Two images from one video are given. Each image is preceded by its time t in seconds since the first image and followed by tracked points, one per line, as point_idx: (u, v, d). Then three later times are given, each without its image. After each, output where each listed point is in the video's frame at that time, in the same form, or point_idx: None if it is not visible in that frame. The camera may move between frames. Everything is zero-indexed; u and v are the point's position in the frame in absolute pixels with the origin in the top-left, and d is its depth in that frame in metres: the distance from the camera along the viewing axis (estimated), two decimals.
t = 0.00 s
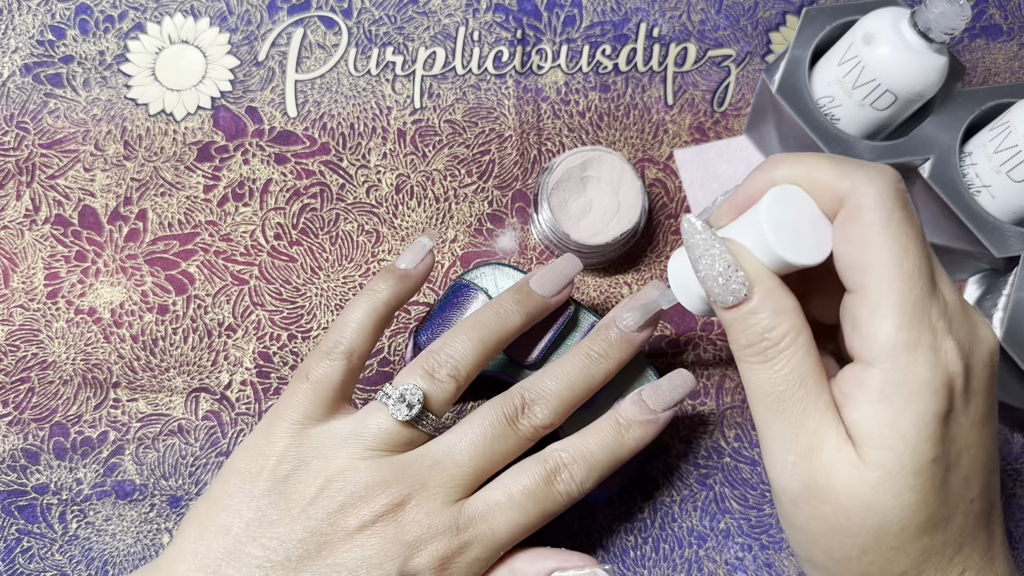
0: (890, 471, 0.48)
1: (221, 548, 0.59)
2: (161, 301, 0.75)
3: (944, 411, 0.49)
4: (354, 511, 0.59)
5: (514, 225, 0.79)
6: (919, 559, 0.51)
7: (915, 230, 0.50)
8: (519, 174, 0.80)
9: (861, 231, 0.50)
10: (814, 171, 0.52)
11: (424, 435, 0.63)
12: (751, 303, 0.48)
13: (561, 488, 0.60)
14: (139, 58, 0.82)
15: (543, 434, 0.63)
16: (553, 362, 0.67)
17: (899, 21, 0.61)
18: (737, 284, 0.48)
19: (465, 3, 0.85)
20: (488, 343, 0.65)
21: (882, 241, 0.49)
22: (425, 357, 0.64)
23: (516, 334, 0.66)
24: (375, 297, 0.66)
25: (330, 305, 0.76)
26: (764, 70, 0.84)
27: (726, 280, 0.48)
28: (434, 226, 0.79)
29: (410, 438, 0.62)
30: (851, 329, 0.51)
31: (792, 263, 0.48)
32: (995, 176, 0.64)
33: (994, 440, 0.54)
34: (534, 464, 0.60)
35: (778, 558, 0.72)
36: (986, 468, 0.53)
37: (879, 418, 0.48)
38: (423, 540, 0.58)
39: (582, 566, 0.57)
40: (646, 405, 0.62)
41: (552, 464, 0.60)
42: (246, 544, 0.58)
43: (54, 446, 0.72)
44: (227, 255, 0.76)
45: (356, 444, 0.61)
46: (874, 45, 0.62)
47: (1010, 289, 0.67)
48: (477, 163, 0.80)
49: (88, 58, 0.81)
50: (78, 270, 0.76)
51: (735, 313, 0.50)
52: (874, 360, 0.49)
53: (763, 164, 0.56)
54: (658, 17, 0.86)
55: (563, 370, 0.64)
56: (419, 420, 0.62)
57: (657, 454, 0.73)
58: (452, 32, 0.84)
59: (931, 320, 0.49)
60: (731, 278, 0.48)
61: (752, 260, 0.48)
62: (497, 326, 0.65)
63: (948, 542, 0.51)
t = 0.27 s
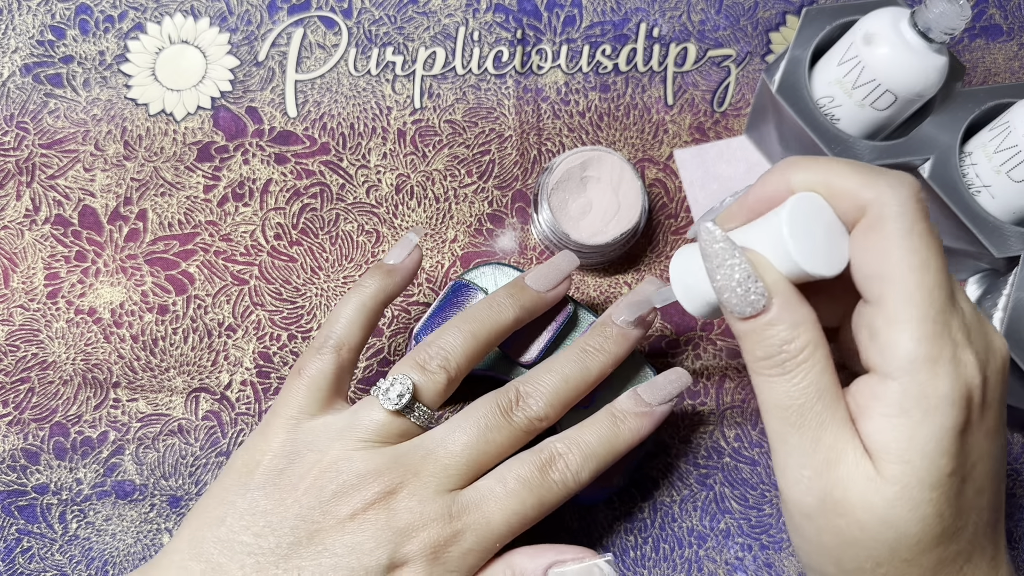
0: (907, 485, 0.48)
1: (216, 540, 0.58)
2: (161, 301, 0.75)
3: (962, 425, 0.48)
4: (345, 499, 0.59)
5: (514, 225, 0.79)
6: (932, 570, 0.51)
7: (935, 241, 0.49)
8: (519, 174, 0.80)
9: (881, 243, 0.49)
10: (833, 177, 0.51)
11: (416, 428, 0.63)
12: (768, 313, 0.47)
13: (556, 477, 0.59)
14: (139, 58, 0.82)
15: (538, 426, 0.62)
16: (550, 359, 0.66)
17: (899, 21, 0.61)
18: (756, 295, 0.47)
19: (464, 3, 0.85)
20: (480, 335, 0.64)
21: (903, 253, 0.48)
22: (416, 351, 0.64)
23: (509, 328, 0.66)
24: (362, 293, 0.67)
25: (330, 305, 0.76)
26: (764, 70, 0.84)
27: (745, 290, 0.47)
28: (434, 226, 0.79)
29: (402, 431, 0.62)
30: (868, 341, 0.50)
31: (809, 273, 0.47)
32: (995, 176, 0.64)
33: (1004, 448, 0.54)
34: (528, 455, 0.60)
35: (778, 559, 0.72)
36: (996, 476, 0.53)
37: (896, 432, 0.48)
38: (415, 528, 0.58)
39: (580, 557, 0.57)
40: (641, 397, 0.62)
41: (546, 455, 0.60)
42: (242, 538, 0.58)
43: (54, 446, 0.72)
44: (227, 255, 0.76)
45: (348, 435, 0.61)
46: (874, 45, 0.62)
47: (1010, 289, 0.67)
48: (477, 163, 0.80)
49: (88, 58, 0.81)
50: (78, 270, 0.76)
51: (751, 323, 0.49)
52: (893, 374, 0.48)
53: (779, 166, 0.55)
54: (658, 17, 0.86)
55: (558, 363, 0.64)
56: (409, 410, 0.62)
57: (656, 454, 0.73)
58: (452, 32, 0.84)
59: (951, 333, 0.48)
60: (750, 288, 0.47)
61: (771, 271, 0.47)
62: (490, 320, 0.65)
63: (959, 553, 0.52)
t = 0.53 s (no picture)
0: (892, 478, 0.48)
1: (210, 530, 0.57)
2: (161, 301, 0.75)
3: (947, 418, 0.48)
4: (338, 488, 0.58)
5: (514, 225, 0.79)
6: (920, 564, 0.51)
7: (919, 236, 0.49)
8: (519, 174, 0.80)
9: (866, 240, 0.49)
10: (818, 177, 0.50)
11: (411, 420, 0.62)
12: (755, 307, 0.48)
13: (551, 467, 0.58)
14: (139, 58, 0.82)
15: (534, 419, 0.61)
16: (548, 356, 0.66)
17: (899, 21, 0.61)
18: (742, 290, 0.47)
19: (465, 3, 0.85)
20: (474, 330, 0.65)
21: (888, 248, 0.48)
22: (410, 346, 0.65)
23: (504, 324, 0.66)
24: (358, 290, 0.68)
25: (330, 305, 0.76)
26: (764, 70, 0.84)
27: (731, 286, 0.48)
28: (434, 226, 0.79)
29: (397, 424, 0.62)
30: (853, 335, 0.50)
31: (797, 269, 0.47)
32: (995, 176, 0.64)
33: (994, 444, 0.54)
34: (524, 445, 0.59)
35: (778, 558, 0.72)
36: (986, 471, 0.53)
37: (881, 425, 0.48)
38: (407, 515, 0.56)
39: (575, 544, 0.54)
40: (636, 393, 0.62)
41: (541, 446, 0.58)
42: (237, 527, 0.57)
43: (54, 446, 0.72)
44: (227, 255, 0.76)
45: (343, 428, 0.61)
46: (874, 46, 0.62)
47: (1010, 289, 0.67)
48: (477, 163, 0.80)
49: (88, 58, 0.81)
50: (78, 270, 0.76)
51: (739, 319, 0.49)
52: (878, 367, 0.48)
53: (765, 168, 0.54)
54: (658, 17, 0.86)
55: (558, 359, 0.64)
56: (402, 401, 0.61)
57: (656, 454, 0.73)
58: (452, 31, 0.84)
59: (935, 327, 0.48)
60: (736, 284, 0.48)
61: (756, 267, 0.48)
62: (487, 315, 0.65)
63: (949, 547, 0.52)
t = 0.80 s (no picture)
0: (906, 481, 0.48)
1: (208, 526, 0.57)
2: (161, 301, 0.75)
3: (961, 421, 0.48)
4: (337, 485, 0.58)
5: (514, 225, 0.79)
6: (930, 566, 0.51)
7: (937, 238, 0.49)
8: (519, 174, 0.80)
9: (883, 239, 0.49)
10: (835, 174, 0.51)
11: (411, 417, 0.62)
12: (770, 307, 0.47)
13: (550, 464, 0.58)
14: (139, 58, 0.82)
15: (534, 417, 0.61)
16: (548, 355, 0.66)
17: (899, 21, 0.61)
18: (758, 291, 0.47)
19: (464, 3, 0.85)
20: (473, 328, 0.65)
21: (906, 249, 0.48)
22: (409, 344, 0.65)
23: (503, 322, 0.66)
24: (356, 289, 0.68)
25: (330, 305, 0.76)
26: (764, 70, 0.84)
27: (747, 286, 0.47)
28: (434, 226, 0.79)
29: (398, 421, 0.61)
30: (868, 336, 0.50)
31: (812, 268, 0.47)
32: (995, 176, 0.64)
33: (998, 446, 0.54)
34: (522, 443, 0.59)
35: (778, 558, 0.72)
36: (996, 473, 0.53)
37: (896, 427, 0.48)
38: (405, 511, 0.56)
39: (574, 541, 0.54)
40: (636, 391, 0.62)
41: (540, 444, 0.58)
42: (235, 524, 0.57)
43: (54, 446, 0.72)
44: (227, 255, 0.76)
45: (343, 425, 0.61)
46: (874, 46, 0.62)
47: (1010, 289, 0.67)
48: (477, 163, 0.80)
49: (88, 58, 0.81)
50: (78, 270, 0.76)
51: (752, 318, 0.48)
52: (893, 369, 0.48)
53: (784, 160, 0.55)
54: (658, 17, 0.86)
55: (558, 358, 0.63)
56: (400, 398, 0.61)
57: (657, 455, 0.73)
58: (452, 31, 0.84)
59: (952, 330, 0.48)
60: (752, 284, 0.47)
61: (773, 267, 0.47)
62: (484, 314, 0.65)
63: (958, 549, 0.52)
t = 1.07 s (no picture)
0: (892, 474, 0.48)
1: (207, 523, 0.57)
2: (161, 301, 0.75)
3: (945, 414, 0.48)
4: (334, 482, 0.58)
5: (514, 225, 0.79)
6: (919, 561, 0.51)
7: (917, 233, 0.49)
8: (519, 174, 0.80)
9: (863, 237, 0.49)
10: (817, 176, 0.51)
11: (409, 416, 0.62)
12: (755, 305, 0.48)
13: (548, 460, 0.58)
14: (139, 58, 0.82)
15: (531, 414, 0.61)
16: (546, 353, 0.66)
17: (899, 21, 0.61)
18: (741, 288, 0.48)
19: (465, 3, 0.85)
20: (471, 326, 0.65)
21: (886, 245, 0.48)
22: (408, 343, 0.65)
23: (502, 321, 0.66)
24: (355, 289, 0.68)
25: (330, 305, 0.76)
26: (764, 70, 0.84)
27: (731, 284, 0.48)
28: (434, 226, 0.79)
29: (397, 420, 0.62)
30: (852, 332, 0.50)
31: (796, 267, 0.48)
32: (995, 176, 0.64)
33: (996, 445, 0.54)
34: (521, 440, 0.59)
35: (778, 558, 0.72)
36: (986, 467, 0.53)
37: (880, 421, 0.48)
38: (402, 507, 0.56)
39: (573, 538, 0.54)
40: (634, 390, 0.62)
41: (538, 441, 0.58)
42: (233, 521, 0.57)
43: (54, 446, 0.72)
44: (227, 255, 0.76)
45: (341, 422, 0.61)
46: (874, 46, 0.62)
47: (1010, 289, 0.67)
48: (477, 163, 0.80)
49: (88, 58, 0.81)
50: (78, 270, 0.76)
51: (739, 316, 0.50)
52: (876, 364, 0.48)
53: (765, 167, 0.54)
54: (658, 17, 0.86)
55: (558, 358, 0.63)
56: (398, 396, 0.62)
57: (657, 454, 0.73)
58: (452, 31, 0.84)
59: (934, 323, 0.48)
60: (735, 283, 0.48)
61: (757, 265, 0.48)
62: (484, 312, 0.65)
63: (948, 543, 0.52)
